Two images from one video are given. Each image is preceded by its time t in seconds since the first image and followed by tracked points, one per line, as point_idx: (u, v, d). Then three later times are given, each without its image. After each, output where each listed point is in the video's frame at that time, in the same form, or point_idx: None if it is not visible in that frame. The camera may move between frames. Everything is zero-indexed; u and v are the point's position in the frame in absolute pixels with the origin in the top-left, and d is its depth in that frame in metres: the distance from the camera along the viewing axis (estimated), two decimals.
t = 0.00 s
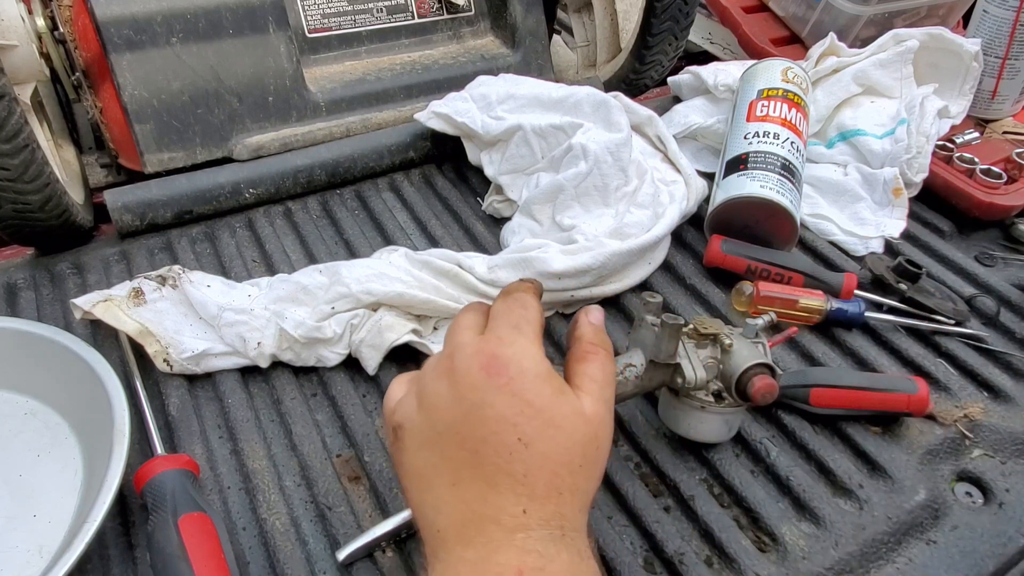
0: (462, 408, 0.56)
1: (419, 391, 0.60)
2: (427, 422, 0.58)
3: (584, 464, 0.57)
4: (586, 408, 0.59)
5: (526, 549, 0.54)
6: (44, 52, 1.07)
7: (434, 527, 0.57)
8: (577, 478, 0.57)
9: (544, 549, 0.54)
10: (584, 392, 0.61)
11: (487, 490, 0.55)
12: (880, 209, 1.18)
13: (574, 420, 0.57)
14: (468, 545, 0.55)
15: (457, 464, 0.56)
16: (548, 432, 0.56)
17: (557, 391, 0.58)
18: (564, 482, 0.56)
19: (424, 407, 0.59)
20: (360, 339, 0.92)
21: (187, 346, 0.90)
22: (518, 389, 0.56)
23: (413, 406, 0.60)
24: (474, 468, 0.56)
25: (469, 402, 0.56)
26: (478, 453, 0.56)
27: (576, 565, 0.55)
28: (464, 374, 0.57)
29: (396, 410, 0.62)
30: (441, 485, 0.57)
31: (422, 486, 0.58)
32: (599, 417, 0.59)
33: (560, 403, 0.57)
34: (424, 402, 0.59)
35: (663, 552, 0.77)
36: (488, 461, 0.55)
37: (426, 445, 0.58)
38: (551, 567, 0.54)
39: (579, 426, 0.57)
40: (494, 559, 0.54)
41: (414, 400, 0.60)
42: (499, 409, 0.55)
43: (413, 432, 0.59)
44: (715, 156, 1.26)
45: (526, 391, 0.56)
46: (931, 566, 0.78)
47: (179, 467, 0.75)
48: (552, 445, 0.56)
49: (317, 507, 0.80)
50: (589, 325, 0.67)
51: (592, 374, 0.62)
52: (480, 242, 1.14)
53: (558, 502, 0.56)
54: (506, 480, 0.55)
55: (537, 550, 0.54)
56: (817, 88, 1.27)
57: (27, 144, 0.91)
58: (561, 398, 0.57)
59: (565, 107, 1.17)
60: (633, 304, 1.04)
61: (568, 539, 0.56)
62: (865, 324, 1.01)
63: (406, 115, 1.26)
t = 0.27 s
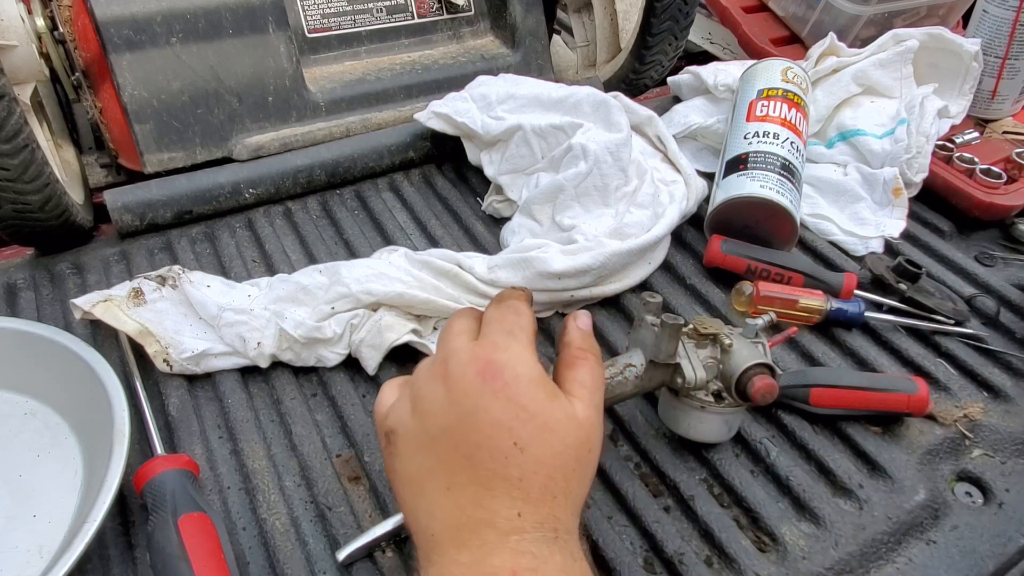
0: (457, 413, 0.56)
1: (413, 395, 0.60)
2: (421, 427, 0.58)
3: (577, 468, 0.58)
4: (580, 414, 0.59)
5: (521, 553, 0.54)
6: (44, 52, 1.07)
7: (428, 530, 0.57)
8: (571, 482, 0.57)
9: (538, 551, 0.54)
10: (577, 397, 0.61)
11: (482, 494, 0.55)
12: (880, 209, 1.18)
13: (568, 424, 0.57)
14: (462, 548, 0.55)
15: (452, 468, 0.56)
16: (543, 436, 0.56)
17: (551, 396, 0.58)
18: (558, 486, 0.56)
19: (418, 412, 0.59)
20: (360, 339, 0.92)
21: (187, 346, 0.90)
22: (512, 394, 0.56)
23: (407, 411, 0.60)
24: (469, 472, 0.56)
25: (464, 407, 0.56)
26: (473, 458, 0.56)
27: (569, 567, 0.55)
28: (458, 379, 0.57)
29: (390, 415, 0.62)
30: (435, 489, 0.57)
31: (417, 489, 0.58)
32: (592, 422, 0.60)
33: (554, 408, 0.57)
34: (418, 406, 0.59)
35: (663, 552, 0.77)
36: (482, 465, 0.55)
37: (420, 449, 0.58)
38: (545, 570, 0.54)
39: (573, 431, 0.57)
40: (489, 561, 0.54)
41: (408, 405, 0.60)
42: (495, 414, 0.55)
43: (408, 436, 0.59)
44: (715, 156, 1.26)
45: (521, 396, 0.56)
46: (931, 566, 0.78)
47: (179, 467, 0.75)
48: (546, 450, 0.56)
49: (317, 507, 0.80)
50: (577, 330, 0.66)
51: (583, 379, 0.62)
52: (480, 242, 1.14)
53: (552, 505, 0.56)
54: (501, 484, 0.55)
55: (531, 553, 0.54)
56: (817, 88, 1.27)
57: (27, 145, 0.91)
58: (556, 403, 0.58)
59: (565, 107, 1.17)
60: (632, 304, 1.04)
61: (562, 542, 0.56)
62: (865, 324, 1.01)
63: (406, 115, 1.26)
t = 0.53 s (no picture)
0: (456, 414, 0.56)
1: (412, 396, 0.60)
2: (419, 427, 0.58)
3: (576, 469, 0.58)
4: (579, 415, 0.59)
5: (519, 552, 0.54)
6: (44, 52, 1.07)
7: (426, 531, 0.57)
8: (569, 483, 0.57)
9: (537, 551, 0.55)
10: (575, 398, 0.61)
11: (480, 494, 0.55)
12: (880, 209, 1.18)
13: (566, 425, 0.57)
14: (460, 548, 0.55)
15: (450, 469, 0.56)
16: (541, 437, 0.56)
17: (550, 397, 0.58)
18: (556, 487, 0.57)
19: (416, 412, 0.59)
20: (360, 339, 0.92)
21: (187, 346, 0.90)
22: (511, 395, 0.56)
23: (405, 412, 0.60)
24: (467, 472, 0.56)
25: (462, 409, 0.56)
26: (472, 458, 0.56)
27: (567, 567, 0.55)
28: (457, 380, 0.57)
29: (387, 416, 0.62)
30: (433, 489, 0.57)
31: (414, 490, 0.58)
32: (591, 423, 0.60)
33: (552, 408, 0.58)
34: (417, 407, 0.59)
35: (663, 552, 0.77)
36: (481, 466, 0.55)
37: (418, 449, 0.58)
38: (543, 570, 0.54)
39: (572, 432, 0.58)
40: (488, 560, 0.54)
41: (406, 406, 0.60)
42: (494, 414, 0.55)
43: (406, 437, 0.59)
44: (714, 156, 1.26)
45: (520, 397, 0.56)
46: (931, 566, 0.78)
47: (179, 467, 0.75)
48: (546, 450, 0.56)
49: (317, 507, 0.80)
50: (575, 330, 0.67)
51: (582, 379, 0.62)
52: (480, 242, 1.14)
53: (550, 506, 0.56)
54: (500, 485, 0.55)
55: (529, 553, 0.54)
56: (817, 88, 1.27)
57: (27, 145, 0.91)
58: (554, 404, 0.58)
59: (565, 107, 1.17)
60: (632, 304, 1.04)
61: (560, 542, 0.56)
62: (865, 324, 1.01)
63: (406, 115, 1.26)
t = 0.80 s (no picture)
0: (420, 420, 0.57)
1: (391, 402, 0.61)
2: (395, 434, 0.59)
3: (548, 471, 0.56)
4: (549, 414, 0.57)
5: (487, 558, 0.54)
6: (44, 52, 1.07)
7: (410, 535, 0.58)
8: (541, 485, 0.56)
9: (508, 556, 0.54)
10: (554, 396, 0.59)
11: (450, 500, 0.56)
12: (880, 209, 1.18)
13: (531, 427, 0.56)
14: (436, 553, 0.56)
15: (422, 475, 0.57)
16: (503, 441, 0.55)
17: (512, 399, 0.57)
18: (525, 490, 0.56)
19: (392, 418, 0.60)
20: (360, 339, 0.92)
21: (187, 346, 0.90)
22: (469, 399, 0.56)
23: (386, 418, 0.61)
24: (437, 478, 0.56)
25: (425, 415, 0.57)
26: (438, 464, 0.56)
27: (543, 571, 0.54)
28: (419, 388, 0.57)
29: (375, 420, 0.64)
30: (410, 495, 0.58)
31: (397, 494, 0.59)
32: (567, 422, 0.58)
33: (516, 410, 0.56)
34: (393, 413, 0.60)
35: (663, 552, 0.77)
36: (447, 471, 0.56)
37: (395, 455, 0.59)
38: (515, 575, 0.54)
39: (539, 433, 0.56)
40: (459, 566, 0.54)
41: (386, 411, 0.62)
42: (451, 420, 0.55)
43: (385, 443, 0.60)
44: (714, 156, 1.26)
45: (477, 400, 0.56)
46: (931, 566, 0.78)
47: (179, 467, 0.75)
48: (506, 454, 0.55)
49: (317, 507, 0.80)
50: (580, 327, 0.64)
51: (576, 379, 0.61)
52: (480, 242, 1.14)
53: (520, 510, 0.55)
54: (465, 491, 0.55)
55: (500, 558, 0.54)
56: (817, 88, 1.27)
57: (27, 145, 0.91)
58: (518, 406, 0.56)
59: (565, 107, 1.17)
60: (632, 304, 1.04)
61: (534, 546, 0.55)
62: (865, 324, 1.01)
63: (406, 115, 1.26)
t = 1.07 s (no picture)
0: (418, 418, 0.57)
1: (390, 400, 0.61)
2: (394, 433, 0.59)
3: (547, 464, 0.56)
4: (546, 408, 0.57)
5: (490, 553, 0.54)
6: (44, 52, 1.07)
7: (413, 533, 0.58)
8: (541, 479, 0.56)
9: (509, 551, 0.54)
10: (550, 389, 0.59)
11: (449, 497, 0.56)
12: (880, 209, 1.18)
13: (529, 421, 0.56)
14: (439, 550, 0.56)
15: (422, 472, 0.57)
16: (501, 436, 0.55)
17: (509, 393, 0.56)
18: (525, 485, 0.55)
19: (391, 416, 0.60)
20: (360, 339, 0.92)
21: (187, 346, 0.90)
22: (467, 395, 0.56)
23: (386, 416, 0.61)
24: (437, 475, 0.56)
25: (423, 412, 0.56)
26: (438, 462, 0.56)
27: (544, 565, 0.54)
28: (417, 385, 0.57)
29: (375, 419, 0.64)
30: (411, 493, 0.58)
31: (398, 492, 0.59)
32: (564, 415, 0.58)
33: (513, 405, 0.56)
34: (392, 411, 0.60)
35: (663, 552, 0.77)
36: (447, 468, 0.56)
37: (396, 454, 0.59)
38: (517, 570, 0.54)
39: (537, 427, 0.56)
40: (461, 562, 0.54)
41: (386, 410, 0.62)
42: (449, 416, 0.55)
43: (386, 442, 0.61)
44: (714, 156, 1.26)
45: (474, 396, 0.55)
46: (931, 566, 0.78)
47: (179, 467, 0.75)
48: (505, 449, 0.55)
49: (317, 507, 0.80)
50: (574, 317, 0.65)
51: (571, 371, 0.61)
52: (480, 242, 1.14)
53: (520, 505, 0.55)
54: (465, 487, 0.55)
55: (502, 554, 0.54)
56: (817, 88, 1.27)
57: (27, 145, 0.91)
58: (515, 400, 0.56)
59: (565, 107, 1.17)
60: (632, 304, 1.04)
61: (535, 540, 0.55)
62: (865, 324, 1.01)
63: (406, 115, 1.26)
